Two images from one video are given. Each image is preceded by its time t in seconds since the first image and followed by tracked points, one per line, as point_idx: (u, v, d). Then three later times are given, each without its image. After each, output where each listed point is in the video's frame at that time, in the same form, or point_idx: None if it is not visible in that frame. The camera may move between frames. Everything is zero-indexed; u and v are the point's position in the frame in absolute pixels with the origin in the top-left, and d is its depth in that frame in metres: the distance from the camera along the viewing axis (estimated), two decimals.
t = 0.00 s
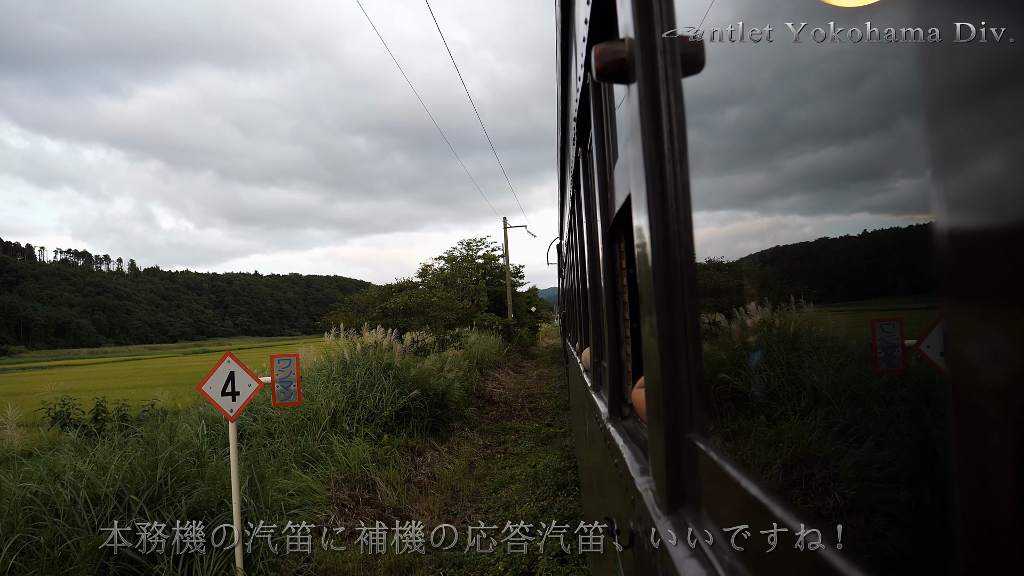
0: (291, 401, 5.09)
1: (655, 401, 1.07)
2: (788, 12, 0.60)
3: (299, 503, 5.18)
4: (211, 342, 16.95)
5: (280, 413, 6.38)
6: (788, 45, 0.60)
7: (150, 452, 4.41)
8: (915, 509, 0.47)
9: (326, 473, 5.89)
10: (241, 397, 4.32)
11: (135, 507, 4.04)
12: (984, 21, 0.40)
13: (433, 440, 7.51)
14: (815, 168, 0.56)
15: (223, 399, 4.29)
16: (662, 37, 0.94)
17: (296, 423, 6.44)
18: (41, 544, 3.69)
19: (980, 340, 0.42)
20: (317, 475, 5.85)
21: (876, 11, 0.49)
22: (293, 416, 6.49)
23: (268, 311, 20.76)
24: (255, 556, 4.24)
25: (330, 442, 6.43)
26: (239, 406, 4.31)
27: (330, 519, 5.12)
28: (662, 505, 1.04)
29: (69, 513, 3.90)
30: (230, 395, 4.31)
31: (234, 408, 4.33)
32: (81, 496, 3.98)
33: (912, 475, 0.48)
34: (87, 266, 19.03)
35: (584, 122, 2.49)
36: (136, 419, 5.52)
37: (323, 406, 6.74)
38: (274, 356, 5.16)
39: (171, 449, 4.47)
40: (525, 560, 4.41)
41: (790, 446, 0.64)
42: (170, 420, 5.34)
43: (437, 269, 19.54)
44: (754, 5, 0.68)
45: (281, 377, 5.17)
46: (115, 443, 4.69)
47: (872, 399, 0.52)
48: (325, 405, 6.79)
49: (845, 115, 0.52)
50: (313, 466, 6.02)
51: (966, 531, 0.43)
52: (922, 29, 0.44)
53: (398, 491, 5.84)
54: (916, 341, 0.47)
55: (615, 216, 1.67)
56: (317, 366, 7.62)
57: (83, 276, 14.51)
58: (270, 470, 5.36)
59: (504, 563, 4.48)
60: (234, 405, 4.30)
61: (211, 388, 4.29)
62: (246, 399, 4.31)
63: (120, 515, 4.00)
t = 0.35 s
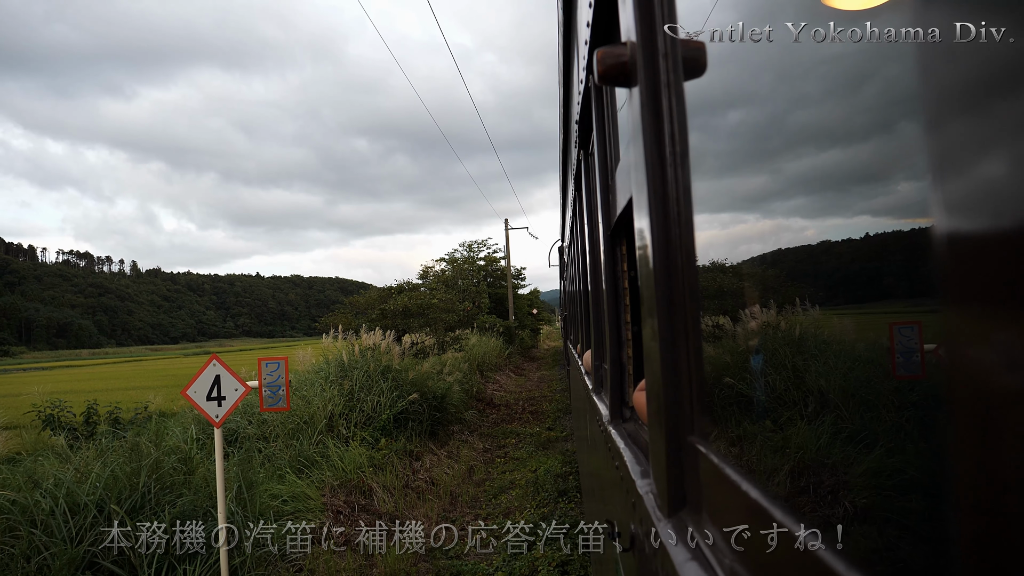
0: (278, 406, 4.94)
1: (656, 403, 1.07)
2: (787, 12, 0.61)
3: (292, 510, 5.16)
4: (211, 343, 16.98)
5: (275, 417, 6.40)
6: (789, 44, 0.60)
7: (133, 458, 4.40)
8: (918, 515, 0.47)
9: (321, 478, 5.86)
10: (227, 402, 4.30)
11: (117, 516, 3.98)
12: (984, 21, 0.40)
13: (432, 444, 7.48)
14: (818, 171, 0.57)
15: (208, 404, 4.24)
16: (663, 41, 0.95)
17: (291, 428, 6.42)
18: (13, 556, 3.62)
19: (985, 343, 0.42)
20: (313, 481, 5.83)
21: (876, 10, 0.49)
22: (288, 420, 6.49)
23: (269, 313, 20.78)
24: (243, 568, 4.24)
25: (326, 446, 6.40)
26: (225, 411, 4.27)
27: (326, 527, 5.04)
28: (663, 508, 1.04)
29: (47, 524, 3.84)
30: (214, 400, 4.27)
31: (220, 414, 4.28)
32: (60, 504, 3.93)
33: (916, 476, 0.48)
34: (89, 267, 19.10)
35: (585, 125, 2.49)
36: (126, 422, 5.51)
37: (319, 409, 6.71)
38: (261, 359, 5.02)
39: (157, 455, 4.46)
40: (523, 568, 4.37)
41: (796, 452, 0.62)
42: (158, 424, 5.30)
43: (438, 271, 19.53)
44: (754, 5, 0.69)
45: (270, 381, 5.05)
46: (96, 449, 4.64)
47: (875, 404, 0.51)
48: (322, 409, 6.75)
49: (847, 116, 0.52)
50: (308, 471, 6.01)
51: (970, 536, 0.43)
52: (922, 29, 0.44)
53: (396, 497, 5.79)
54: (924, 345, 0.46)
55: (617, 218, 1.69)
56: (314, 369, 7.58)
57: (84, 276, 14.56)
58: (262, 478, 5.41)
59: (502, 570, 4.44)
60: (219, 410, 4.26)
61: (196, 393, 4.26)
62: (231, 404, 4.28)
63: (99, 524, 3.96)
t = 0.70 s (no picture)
0: (262, 413, 4.69)
1: (656, 402, 1.07)
2: (787, 13, 0.61)
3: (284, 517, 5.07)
4: (211, 346, 16.98)
5: (269, 420, 6.27)
6: (789, 44, 0.61)
7: (111, 470, 4.36)
8: (918, 518, 0.47)
9: (315, 484, 5.80)
10: (207, 409, 4.10)
11: (91, 532, 3.95)
12: (984, 21, 0.40)
13: (430, 447, 7.46)
14: (818, 171, 0.57)
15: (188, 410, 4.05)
16: (662, 41, 0.95)
17: (284, 433, 6.30)
18: None
19: (986, 344, 0.42)
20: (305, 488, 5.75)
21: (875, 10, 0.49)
22: (281, 424, 6.38)
23: (269, 314, 20.82)
24: None
25: (321, 451, 6.33)
26: (206, 418, 4.08)
27: (318, 537, 4.91)
28: (663, 509, 1.04)
29: (19, 538, 3.79)
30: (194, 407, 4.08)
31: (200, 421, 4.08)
32: (33, 519, 3.88)
33: (916, 479, 0.47)
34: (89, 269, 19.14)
35: (585, 126, 2.50)
36: (116, 428, 5.53)
37: (314, 413, 6.60)
38: (243, 363, 4.76)
39: (136, 465, 4.44)
40: None
41: (804, 455, 0.61)
42: (142, 431, 5.32)
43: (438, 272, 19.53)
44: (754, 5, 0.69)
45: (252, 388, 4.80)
46: (70, 457, 4.57)
47: (875, 405, 0.51)
48: (317, 412, 6.66)
49: (846, 116, 0.52)
50: (302, 477, 5.95)
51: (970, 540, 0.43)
52: (922, 29, 0.44)
53: (392, 504, 5.68)
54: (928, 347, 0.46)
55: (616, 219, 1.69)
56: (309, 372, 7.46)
57: (83, 278, 14.59)
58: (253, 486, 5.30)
59: None
60: (200, 418, 4.07)
61: (175, 399, 4.08)
62: (212, 411, 4.08)
63: (74, 540, 3.93)
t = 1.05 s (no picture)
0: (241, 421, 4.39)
1: (656, 402, 1.08)
2: (787, 13, 0.61)
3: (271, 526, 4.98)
4: (211, 348, 16.97)
5: (260, 426, 6.27)
6: (789, 45, 0.61)
7: (81, 481, 4.28)
8: (913, 516, 0.47)
9: (306, 492, 5.66)
10: (181, 418, 3.95)
11: (57, 551, 3.86)
12: (984, 21, 0.40)
13: (427, 452, 7.36)
14: (817, 170, 0.57)
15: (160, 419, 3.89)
16: (661, 42, 0.95)
17: (276, 437, 6.28)
18: None
19: (979, 346, 0.42)
20: (298, 495, 5.64)
21: (874, 11, 0.49)
22: (274, 429, 6.35)
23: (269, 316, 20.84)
24: None
25: (314, 457, 6.24)
26: (179, 428, 3.93)
27: (308, 546, 4.81)
28: (663, 510, 1.04)
29: None
30: (167, 416, 3.92)
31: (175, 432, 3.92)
32: None
33: (915, 479, 0.47)
34: (89, 272, 19.21)
35: (584, 127, 2.50)
36: (102, 434, 5.53)
37: (307, 418, 6.57)
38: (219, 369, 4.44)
39: (110, 476, 4.35)
40: None
41: (814, 459, 0.60)
42: (118, 442, 5.25)
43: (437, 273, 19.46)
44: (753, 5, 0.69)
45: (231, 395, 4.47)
46: (39, 471, 4.49)
47: (886, 407, 0.50)
48: (311, 417, 6.63)
49: (845, 116, 0.53)
50: (294, 484, 5.84)
51: (965, 542, 0.43)
52: (921, 30, 0.44)
53: (387, 510, 5.49)
54: (926, 346, 0.47)
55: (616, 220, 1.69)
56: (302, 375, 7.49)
57: (83, 282, 14.63)
58: (240, 494, 5.26)
59: None
60: (172, 428, 3.91)
61: (147, 407, 3.93)
62: (186, 420, 3.95)
63: (40, 560, 3.84)
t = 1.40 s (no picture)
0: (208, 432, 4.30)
1: (654, 402, 1.08)
2: (787, 13, 0.61)
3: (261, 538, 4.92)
4: (208, 350, 16.92)
5: (250, 431, 6.14)
6: (789, 45, 0.60)
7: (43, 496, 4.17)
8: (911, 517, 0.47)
9: (296, 500, 5.58)
10: (145, 428, 3.80)
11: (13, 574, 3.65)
12: (983, 22, 0.40)
13: (423, 456, 7.27)
14: (816, 169, 0.57)
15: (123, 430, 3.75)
16: (658, 43, 0.95)
17: (265, 443, 6.14)
18: None
19: (976, 348, 0.42)
20: (287, 503, 5.55)
21: (873, 11, 0.49)
22: (263, 434, 6.20)
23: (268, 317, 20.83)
24: None
25: (305, 463, 6.13)
26: (144, 439, 3.78)
27: (296, 557, 4.76)
28: (662, 510, 1.05)
29: None
30: (131, 426, 3.76)
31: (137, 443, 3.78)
32: None
33: (914, 481, 0.47)
34: (88, 274, 19.22)
35: (582, 127, 2.50)
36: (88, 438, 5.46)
37: (299, 422, 6.42)
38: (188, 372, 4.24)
39: (72, 491, 4.29)
40: None
41: (822, 464, 0.58)
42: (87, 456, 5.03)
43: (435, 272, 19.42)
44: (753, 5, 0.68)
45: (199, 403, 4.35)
46: None
47: (896, 409, 0.49)
48: (303, 420, 6.49)
49: (843, 115, 0.53)
50: (282, 492, 5.74)
51: (966, 545, 0.43)
52: (922, 29, 0.44)
53: (378, 516, 5.53)
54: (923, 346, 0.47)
55: (614, 219, 1.69)
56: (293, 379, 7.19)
57: (81, 283, 14.66)
58: (226, 506, 5.17)
59: None
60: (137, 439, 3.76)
61: (109, 416, 3.74)
62: (152, 430, 3.81)
63: None
